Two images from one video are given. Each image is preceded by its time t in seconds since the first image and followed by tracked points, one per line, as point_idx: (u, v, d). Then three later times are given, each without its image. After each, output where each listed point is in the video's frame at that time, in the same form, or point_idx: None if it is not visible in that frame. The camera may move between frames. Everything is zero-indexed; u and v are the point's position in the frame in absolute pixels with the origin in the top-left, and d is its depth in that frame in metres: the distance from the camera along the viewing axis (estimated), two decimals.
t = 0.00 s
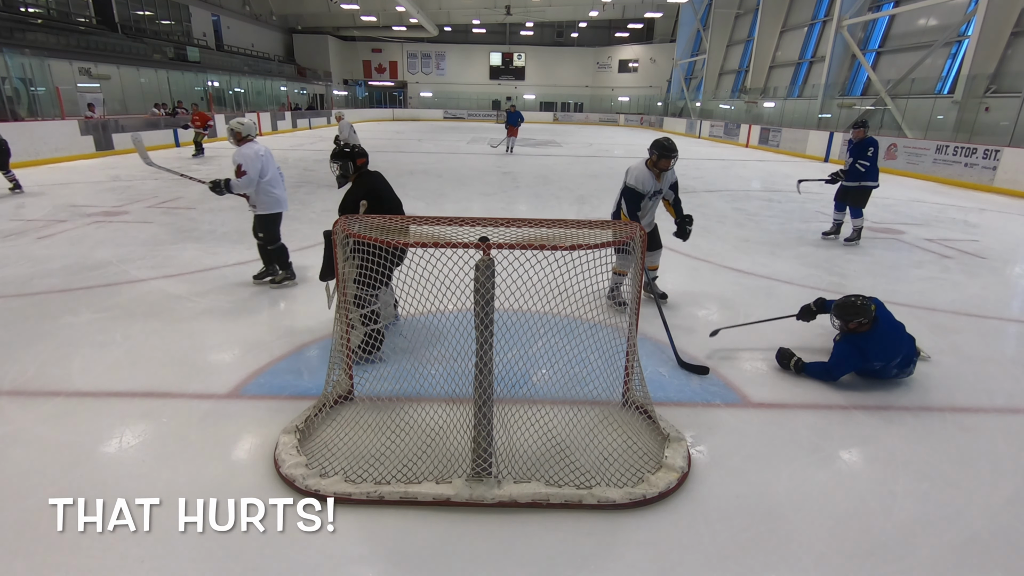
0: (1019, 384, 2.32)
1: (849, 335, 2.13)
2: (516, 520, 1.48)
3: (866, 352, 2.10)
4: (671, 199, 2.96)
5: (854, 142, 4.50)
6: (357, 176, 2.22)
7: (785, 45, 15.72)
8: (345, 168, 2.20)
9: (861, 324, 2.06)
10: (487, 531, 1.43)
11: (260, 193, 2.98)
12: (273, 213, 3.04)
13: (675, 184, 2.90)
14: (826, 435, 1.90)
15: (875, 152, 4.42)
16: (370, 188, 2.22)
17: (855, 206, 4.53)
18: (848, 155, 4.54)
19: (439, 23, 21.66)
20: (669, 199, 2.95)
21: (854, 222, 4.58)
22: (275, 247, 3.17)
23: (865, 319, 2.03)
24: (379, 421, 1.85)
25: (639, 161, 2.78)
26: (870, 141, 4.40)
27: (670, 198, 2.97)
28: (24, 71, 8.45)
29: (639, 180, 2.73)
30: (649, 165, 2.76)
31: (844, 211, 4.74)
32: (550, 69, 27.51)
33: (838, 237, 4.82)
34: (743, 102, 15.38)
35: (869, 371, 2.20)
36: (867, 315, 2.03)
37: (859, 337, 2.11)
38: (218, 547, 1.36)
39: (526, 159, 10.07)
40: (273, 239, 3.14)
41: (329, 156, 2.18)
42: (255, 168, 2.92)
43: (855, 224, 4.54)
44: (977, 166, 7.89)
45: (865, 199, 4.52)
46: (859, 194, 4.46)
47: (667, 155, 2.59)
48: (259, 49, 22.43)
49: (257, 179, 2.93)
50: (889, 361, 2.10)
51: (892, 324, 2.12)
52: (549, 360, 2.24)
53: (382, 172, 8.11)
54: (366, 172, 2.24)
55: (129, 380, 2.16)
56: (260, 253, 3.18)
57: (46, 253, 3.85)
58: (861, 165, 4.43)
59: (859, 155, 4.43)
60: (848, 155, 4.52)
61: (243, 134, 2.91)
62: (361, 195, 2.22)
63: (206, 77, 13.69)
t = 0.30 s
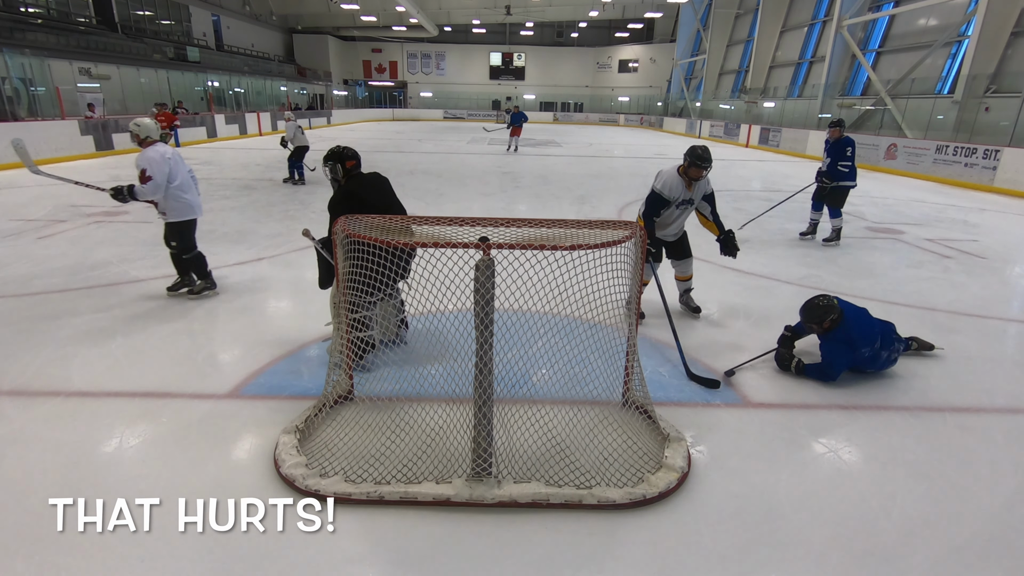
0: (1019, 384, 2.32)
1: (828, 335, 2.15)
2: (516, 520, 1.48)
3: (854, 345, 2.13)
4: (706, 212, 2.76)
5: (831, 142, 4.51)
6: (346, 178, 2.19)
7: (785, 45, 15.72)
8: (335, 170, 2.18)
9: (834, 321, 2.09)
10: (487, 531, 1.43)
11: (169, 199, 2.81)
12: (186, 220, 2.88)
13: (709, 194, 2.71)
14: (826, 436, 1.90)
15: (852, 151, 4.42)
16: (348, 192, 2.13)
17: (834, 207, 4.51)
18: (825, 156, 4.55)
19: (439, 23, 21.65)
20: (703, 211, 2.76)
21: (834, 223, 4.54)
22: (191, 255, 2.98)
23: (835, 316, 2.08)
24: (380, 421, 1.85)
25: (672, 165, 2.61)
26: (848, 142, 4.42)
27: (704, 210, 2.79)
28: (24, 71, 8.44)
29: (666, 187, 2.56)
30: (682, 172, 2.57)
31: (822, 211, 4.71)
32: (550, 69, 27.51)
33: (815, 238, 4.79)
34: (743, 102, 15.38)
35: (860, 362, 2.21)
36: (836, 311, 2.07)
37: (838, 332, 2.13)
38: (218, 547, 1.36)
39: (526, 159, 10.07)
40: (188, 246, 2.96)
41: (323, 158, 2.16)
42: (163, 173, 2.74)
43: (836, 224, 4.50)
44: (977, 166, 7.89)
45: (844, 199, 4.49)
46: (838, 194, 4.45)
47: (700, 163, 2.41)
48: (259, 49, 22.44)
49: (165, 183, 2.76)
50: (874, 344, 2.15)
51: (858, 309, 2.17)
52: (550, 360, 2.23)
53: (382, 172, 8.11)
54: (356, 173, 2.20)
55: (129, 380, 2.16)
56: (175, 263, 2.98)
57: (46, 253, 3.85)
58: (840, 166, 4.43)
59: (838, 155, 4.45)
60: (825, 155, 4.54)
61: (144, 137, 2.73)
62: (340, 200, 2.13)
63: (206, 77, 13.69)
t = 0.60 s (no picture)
0: (1018, 384, 2.32)
1: (813, 338, 2.18)
2: (516, 520, 1.48)
3: (841, 333, 2.12)
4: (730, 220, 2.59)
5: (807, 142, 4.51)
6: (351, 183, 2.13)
7: (785, 45, 15.71)
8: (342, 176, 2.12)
9: (809, 326, 2.14)
10: (487, 532, 1.43)
11: (63, 206, 2.57)
12: (85, 228, 2.64)
13: (727, 196, 2.53)
14: (825, 435, 1.90)
15: (829, 150, 4.41)
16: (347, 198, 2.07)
17: (812, 207, 4.50)
18: (801, 155, 4.55)
19: (439, 23, 21.65)
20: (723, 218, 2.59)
21: (811, 222, 4.54)
22: (93, 267, 2.72)
23: (807, 320, 2.13)
24: (380, 421, 1.85)
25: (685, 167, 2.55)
26: (824, 141, 4.41)
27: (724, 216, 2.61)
28: (24, 71, 8.43)
29: (677, 184, 2.49)
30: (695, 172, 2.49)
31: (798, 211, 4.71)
32: (550, 69, 27.50)
33: (791, 237, 4.78)
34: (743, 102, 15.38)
35: (858, 341, 2.21)
36: (806, 317, 2.12)
37: (820, 332, 2.16)
38: (218, 547, 1.37)
39: (526, 160, 10.07)
40: (89, 258, 2.70)
41: (331, 166, 2.11)
42: (55, 178, 2.49)
43: (815, 224, 4.50)
44: (977, 166, 7.89)
45: (820, 199, 4.50)
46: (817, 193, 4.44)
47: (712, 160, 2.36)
48: (259, 50, 22.43)
49: (58, 190, 2.51)
50: (858, 320, 2.15)
51: (826, 301, 2.20)
52: (550, 360, 2.23)
53: (382, 172, 8.11)
54: (362, 178, 2.12)
55: (130, 380, 2.16)
56: (73, 275, 2.72)
57: (46, 253, 3.85)
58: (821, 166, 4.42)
59: (816, 155, 4.43)
60: (801, 154, 4.52)
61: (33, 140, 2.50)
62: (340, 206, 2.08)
63: (206, 77, 13.69)
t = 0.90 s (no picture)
0: (1019, 384, 2.32)
1: (811, 327, 2.22)
2: (516, 520, 1.48)
3: (836, 317, 2.14)
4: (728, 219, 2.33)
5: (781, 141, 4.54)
6: (364, 184, 2.11)
7: (785, 45, 15.72)
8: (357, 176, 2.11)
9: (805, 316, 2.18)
10: (487, 532, 1.43)
11: None
12: None
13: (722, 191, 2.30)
14: (825, 435, 1.90)
15: (803, 149, 4.42)
16: (356, 200, 2.06)
17: (784, 205, 4.51)
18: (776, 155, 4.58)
19: (439, 23, 21.65)
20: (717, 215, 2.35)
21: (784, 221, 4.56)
22: None
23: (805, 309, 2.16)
24: (380, 421, 1.86)
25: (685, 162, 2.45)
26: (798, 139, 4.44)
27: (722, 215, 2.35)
28: (24, 71, 8.44)
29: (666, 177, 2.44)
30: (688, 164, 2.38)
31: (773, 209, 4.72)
32: (550, 69, 27.50)
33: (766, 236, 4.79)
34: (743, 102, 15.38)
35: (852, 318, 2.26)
36: (800, 309, 2.15)
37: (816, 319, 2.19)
38: (218, 546, 1.37)
39: (526, 159, 10.07)
40: None
41: (348, 165, 2.09)
42: None
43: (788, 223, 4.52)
44: (977, 166, 7.89)
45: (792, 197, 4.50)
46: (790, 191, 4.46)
47: (702, 147, 2.20)
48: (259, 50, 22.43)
49: None
50: (847, 296, 2.21)
51: (819, 288, 2.22)
52: (550, 360, 2.23)
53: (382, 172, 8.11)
54: (375, 180, 2.10)
55: (129, 379, 2.16)
56: None
57: (45, 253, 3.85)
58: (795, 163, 4.43)
59: (791, 153, 4.45)
60: (775, 153, 4.55)
61: None
62: (350, 207, 2.07)
63: (206, 77, 13.69)
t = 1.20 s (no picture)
0: (1019, 384, 2.32)
1: (804, 300, 2.25)
2: (516, 520, 1.48)
3: (828, 285, 2.26)
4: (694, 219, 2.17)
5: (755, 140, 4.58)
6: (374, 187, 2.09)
7: (785, 45, 15.72)
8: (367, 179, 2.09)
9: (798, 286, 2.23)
10: (487, 532, 1.43)
11: None
12: None
13: (684, 186, 2.17)
14: (825, 435, 1.90)
15: (773, 147, 4.46)
16: (362, 203, 2.05)
17: (755, 202, 4.52)
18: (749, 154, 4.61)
19: (439, 23, 21.64)
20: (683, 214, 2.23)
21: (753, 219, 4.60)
22: None
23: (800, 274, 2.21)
24: (380, 421, 1.86)
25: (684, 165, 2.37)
26: (770, 137, 4.47)
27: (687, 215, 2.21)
28: (24, 71, 8.44)
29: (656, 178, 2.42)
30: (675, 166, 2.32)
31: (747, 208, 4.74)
32: (550, 69, 27.50)
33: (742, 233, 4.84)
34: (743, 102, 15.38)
35: (845, 300, 2.32)
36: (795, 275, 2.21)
37: (809, 289, 2.24)
38: (218, 546, 1.37)
39: (526, 159, 10.07)
40: None
41: (358, 168, 2.08)
42: None
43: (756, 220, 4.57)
44: (977, 166, 7.89)
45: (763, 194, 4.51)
46: (761, 188, 4.48)
47: (672, 143, 2.18)
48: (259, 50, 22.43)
49: None
50: (832, 276, 2.34)
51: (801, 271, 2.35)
52: (550, 360, 2.23)
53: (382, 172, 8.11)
54: (386, 183, 2.08)
55: (129, 379, 2.16)
56: None
57: (46, 253, 3.85)
58: (766, 160, 4.48)
59: (761, 151, 4.49)
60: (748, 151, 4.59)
61: None
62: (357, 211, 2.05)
63: (206, 77, 13.69)
